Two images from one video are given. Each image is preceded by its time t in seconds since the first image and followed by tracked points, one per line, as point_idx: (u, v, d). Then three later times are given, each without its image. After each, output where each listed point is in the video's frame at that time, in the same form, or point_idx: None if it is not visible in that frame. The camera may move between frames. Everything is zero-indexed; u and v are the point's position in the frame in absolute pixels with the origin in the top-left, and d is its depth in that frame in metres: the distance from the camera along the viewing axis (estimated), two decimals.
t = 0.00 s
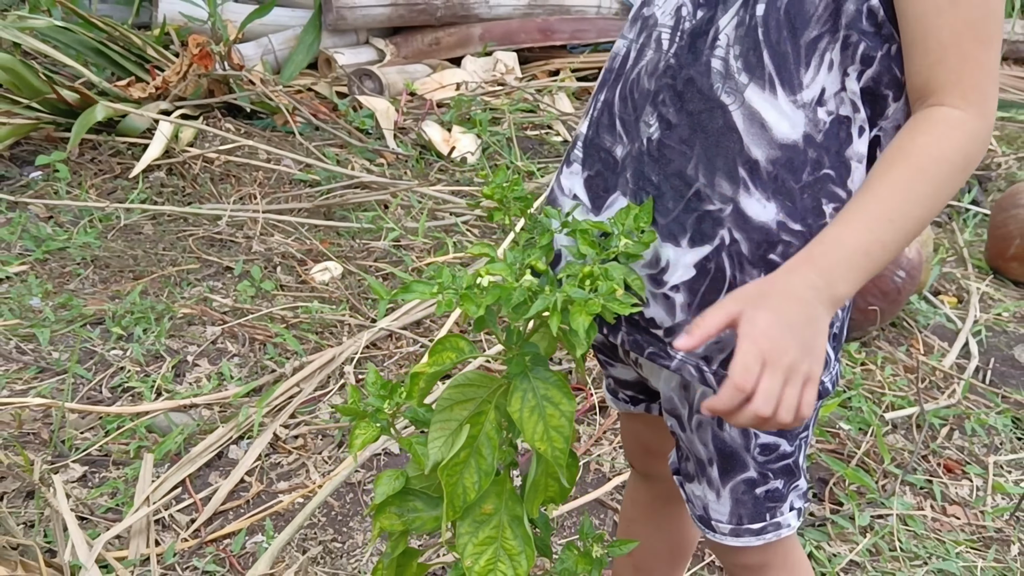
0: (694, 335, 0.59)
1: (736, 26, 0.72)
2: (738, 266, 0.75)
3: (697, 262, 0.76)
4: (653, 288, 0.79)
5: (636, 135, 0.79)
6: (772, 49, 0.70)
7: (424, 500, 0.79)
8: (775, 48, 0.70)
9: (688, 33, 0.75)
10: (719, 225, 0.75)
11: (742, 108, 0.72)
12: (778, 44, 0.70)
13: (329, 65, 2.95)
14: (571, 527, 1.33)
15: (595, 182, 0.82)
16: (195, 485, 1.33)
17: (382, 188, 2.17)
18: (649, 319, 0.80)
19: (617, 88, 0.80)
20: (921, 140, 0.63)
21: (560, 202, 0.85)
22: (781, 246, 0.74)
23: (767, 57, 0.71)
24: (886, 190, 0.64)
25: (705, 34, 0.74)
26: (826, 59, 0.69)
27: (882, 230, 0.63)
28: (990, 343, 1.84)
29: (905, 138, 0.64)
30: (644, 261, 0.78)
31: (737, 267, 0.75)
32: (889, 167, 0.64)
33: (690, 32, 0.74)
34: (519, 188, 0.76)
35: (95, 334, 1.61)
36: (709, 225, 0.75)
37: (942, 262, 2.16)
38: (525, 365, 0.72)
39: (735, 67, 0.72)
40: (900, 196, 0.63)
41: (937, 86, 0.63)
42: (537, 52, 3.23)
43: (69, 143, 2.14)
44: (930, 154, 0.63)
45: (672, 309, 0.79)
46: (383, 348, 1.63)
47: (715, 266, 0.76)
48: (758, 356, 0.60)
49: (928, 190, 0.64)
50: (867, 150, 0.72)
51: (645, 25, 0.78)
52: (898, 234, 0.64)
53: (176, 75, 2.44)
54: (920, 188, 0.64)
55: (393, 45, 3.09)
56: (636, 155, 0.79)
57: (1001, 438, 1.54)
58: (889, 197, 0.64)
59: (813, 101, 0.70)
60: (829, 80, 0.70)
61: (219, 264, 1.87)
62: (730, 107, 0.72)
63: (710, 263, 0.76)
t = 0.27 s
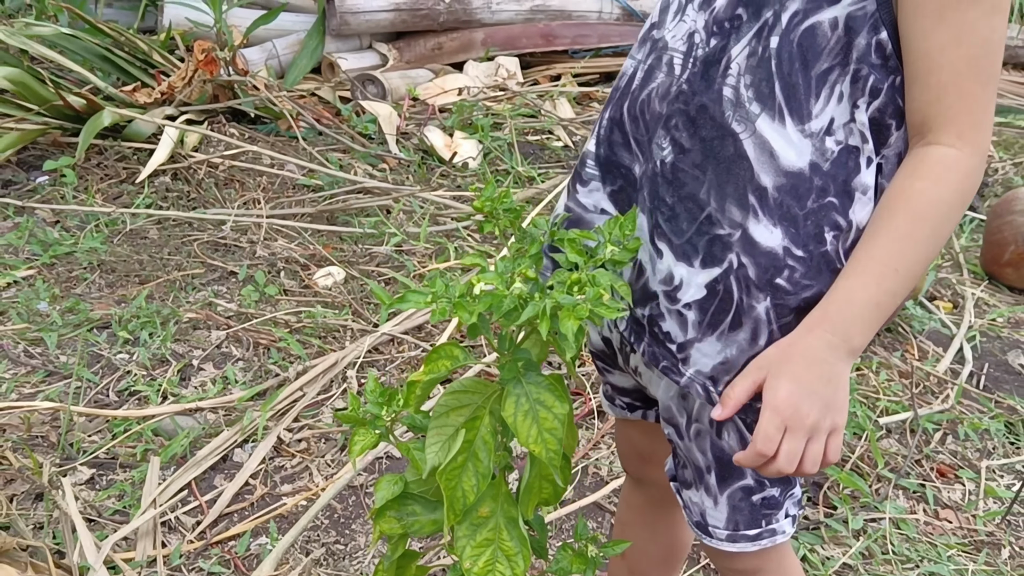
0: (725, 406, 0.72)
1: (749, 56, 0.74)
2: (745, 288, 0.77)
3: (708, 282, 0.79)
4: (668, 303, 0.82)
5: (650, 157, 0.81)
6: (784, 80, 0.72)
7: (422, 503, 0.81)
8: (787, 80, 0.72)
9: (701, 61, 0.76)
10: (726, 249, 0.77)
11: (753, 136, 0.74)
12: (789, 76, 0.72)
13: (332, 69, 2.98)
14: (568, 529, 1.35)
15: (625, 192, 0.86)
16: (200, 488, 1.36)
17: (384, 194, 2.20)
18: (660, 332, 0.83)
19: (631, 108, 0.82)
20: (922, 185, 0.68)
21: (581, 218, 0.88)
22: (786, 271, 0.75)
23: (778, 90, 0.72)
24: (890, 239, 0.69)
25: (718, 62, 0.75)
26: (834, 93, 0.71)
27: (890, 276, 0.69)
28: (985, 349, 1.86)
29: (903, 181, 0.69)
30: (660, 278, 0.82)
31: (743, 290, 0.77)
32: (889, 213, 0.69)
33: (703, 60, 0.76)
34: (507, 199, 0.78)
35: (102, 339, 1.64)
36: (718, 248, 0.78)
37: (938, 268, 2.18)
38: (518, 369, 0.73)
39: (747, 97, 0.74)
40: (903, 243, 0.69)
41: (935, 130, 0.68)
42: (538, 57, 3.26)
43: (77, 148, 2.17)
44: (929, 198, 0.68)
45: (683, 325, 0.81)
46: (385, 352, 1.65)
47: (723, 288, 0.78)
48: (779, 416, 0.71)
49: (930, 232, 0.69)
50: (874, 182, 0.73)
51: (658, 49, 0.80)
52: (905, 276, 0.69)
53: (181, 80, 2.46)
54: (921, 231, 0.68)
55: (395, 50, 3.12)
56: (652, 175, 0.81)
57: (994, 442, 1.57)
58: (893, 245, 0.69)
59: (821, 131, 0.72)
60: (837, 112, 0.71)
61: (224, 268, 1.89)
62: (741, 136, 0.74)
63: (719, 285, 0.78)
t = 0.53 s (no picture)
0: (698, 443, 0.74)
1: (759, 127, 0.73)
2: (749, 352, 0.78)
3: (715, 345, 0.81)
4: (678, 360, 0.84)
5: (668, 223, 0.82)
6: (787, 151, 0.71)
7: (410, 536, 0.84)
8: (790, 151, 0.71)
9: (717, 130, 0.77)
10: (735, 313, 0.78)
11: (760, 205, 0.74)
12: (791, 147, 0.71)
13: (330, 82, 3.01)
14: (557, 550, 1.37)
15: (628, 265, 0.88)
16: (194, 508, 1.38)
17: (380, 210, 2.22)
18: (669, 388, 0.85)
19: (646, 173, 0.83)
20: (906, 245, 0.67)
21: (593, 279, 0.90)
22: (789, 335, 0.75)
23: (781, 161, 0.72)
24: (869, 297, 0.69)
25: (732, 132, 0.76)
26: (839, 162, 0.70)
27: (868, 335, 0.69)
28: (973, 368, 1.88)
29: (888, 239, 0.68)
30: (673, 335, 0.84)
31: (747, 352, 0.78)
32: (873, 273, 0.69)
33: (717, 130, 0.77)
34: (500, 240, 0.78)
35: (99, 357, 1.66)
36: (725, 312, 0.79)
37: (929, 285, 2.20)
38: (507, 413, 0.76)
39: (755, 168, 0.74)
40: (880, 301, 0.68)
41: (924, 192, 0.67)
42: (536, 70, 3.27)
43: (76, 163, 2.19)
44: (908, 260, 0.67)
45: (689, 381, 0.83)
46: (378, 371, 1.67)
47: (728, 351, 0.80)
48: (747, 460, 0.71)
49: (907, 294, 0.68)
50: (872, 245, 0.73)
51: (671, 117, 0.80)
52: (884, 336, 0.69)
53: (180, 94, 2.49)
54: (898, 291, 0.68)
55: (394, 62, 3.12)
56: (669, 238, 0.83)
57: (980, 463, 1.59)
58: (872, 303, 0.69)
59: (826, 200, 0.71)
60: (841, 178, 0.70)
61: (220, 285, 1.91)
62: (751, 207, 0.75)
63: (725, 347, 0.80)
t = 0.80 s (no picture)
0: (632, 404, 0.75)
1: (714, 244, 0.84)
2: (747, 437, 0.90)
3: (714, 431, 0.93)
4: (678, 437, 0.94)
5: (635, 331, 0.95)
6: (746, 265, 0.81)
7: None
8: (750, 264, 0.81)
9: (683, 247, 0.89)
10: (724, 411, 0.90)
11: (727, 314, 0.85)
12: (750, 258, 0.81)
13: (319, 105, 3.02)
14: None
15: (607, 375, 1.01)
16: (180, 541, 1.39)
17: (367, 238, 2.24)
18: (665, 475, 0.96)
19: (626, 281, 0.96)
20: (855, 322, 0.75)
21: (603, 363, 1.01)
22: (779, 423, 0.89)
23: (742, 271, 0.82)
24: (804, 357, 0.77)
25: (695, 248, 0.87)
26: (800, 267, 0.80)
27: (804, 387, 0.76)
28: (953, 398, 1.92)
29: (835, 317, 0.77)
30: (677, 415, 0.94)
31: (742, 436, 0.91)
32: (832, 322, 0.77)
33: (685, 244, 0.88)
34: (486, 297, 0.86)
35: (87, 387, 1.67)
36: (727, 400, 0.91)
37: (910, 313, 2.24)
38: (488, 466, 0.78)
39: (718, 280, 0.85)
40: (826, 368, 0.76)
41: (876, 276, 0.75)
42: (525, 93, 3.30)
43: (66, 190, 2.22)
44: (863, 329, 0.75)
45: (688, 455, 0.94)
46: (364, 402, 1.69)
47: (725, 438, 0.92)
48: (673, 426, 0.74)
49: (857, 369, 0.77)
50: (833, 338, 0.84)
51: (639, 233, 0.93)
52: (820, 393, 0.77)
53: (170, 119, 2.51)
54: (847, 360, 0.76)
55: (383, 84, 3.14)
56: (638, 347, 0.94)
57: (957, 493, 1.63)
58: (814, 365, 0.76)
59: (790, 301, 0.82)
60: (800, 282, 0.81)
61: (208, 314, 1.93)
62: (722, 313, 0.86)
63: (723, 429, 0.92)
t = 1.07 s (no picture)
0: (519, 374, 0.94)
1: (661, 332, 1.09)
2: (708, 487, 1.15)
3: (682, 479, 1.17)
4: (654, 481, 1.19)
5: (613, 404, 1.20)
6: (691, 350, 1.06)
7: None
8: (694, 349, 1.05)
9: (634, 333, 1.15)
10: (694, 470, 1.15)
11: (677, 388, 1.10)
12: (691, 341, 1.05)
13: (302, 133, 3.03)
14: None
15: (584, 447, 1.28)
16: None
17: (349, 269, 2.27)
18: (651, 517, 1.20)
19: (587, 362, 1.21)
20: (755, 387, 0.97)
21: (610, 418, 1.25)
22: (744, 475, 1.13)
23: (688, 352, 1.06)
24: (713, 401, 0.98)
25: (644, 335, 1.13)
26: (730, 348, 1.03)
27: (674, 413, 0.98)
28: (928, 427, 1.98)
29: (739, 377, 0.98)
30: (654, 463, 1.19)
31: (704, 485, 1.15)
32: (722, 381, 0.99)
33: (634, 331, 1.14)
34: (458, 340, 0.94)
35: (70, 420, 1.68)
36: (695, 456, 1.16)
37: (886, 341, 2.29)
38: (465, 506, 0.87)
39: (667, 362, 1.09)
40: (729, 412, 0.97)
41: (776, 354, 0.96)
42: (507, 121, 3.36)
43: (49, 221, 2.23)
44: (760, 391, 0.97)
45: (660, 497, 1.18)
46: (346, 434, 1.71)
47: (690, 487, 1.16)
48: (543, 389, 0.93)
49: (762, 423, 0.98)
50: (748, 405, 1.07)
51: (594, 321, 1.18)
52: (686, 424, 0.98)
53: (153, 149, 2.52)
54: (746, 414, 0.97)
55: (366, 112, 3.15)
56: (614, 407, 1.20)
57: (932, 523, 1.69)
58: (724, 412, 0.97)
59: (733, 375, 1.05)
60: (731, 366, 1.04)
61: (192, 345, 1.94)
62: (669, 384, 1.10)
63: (689, 474, 1.17)
